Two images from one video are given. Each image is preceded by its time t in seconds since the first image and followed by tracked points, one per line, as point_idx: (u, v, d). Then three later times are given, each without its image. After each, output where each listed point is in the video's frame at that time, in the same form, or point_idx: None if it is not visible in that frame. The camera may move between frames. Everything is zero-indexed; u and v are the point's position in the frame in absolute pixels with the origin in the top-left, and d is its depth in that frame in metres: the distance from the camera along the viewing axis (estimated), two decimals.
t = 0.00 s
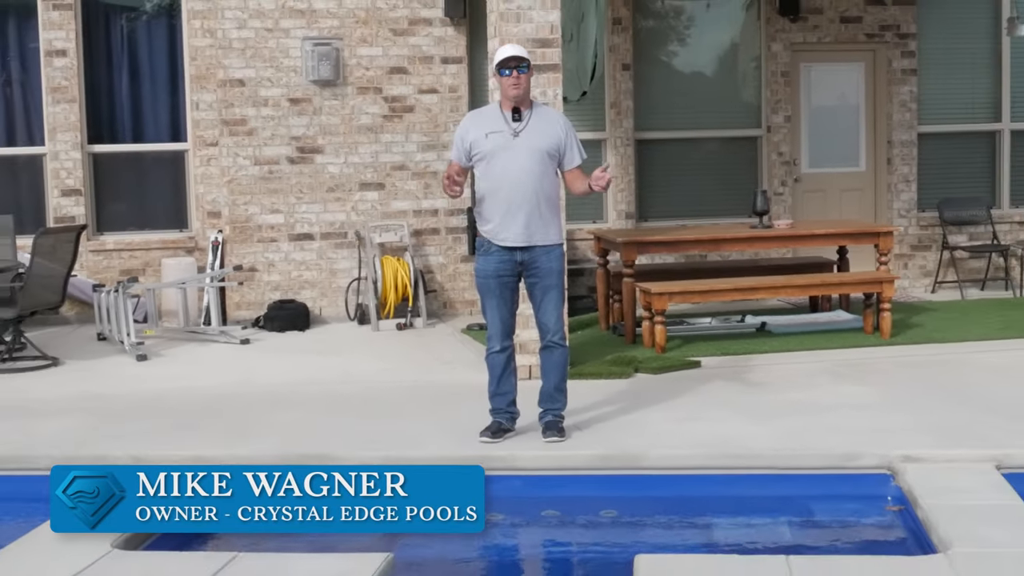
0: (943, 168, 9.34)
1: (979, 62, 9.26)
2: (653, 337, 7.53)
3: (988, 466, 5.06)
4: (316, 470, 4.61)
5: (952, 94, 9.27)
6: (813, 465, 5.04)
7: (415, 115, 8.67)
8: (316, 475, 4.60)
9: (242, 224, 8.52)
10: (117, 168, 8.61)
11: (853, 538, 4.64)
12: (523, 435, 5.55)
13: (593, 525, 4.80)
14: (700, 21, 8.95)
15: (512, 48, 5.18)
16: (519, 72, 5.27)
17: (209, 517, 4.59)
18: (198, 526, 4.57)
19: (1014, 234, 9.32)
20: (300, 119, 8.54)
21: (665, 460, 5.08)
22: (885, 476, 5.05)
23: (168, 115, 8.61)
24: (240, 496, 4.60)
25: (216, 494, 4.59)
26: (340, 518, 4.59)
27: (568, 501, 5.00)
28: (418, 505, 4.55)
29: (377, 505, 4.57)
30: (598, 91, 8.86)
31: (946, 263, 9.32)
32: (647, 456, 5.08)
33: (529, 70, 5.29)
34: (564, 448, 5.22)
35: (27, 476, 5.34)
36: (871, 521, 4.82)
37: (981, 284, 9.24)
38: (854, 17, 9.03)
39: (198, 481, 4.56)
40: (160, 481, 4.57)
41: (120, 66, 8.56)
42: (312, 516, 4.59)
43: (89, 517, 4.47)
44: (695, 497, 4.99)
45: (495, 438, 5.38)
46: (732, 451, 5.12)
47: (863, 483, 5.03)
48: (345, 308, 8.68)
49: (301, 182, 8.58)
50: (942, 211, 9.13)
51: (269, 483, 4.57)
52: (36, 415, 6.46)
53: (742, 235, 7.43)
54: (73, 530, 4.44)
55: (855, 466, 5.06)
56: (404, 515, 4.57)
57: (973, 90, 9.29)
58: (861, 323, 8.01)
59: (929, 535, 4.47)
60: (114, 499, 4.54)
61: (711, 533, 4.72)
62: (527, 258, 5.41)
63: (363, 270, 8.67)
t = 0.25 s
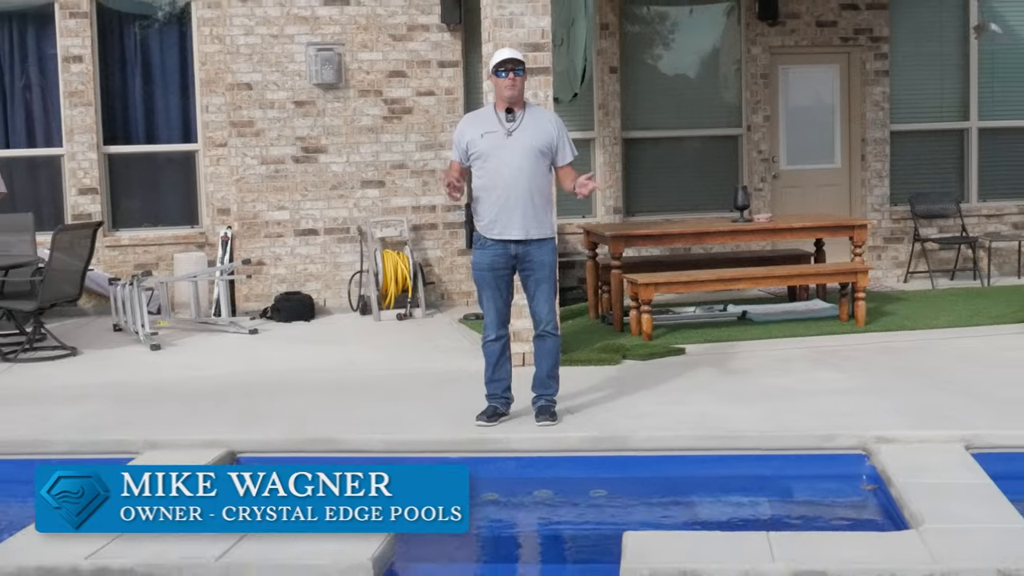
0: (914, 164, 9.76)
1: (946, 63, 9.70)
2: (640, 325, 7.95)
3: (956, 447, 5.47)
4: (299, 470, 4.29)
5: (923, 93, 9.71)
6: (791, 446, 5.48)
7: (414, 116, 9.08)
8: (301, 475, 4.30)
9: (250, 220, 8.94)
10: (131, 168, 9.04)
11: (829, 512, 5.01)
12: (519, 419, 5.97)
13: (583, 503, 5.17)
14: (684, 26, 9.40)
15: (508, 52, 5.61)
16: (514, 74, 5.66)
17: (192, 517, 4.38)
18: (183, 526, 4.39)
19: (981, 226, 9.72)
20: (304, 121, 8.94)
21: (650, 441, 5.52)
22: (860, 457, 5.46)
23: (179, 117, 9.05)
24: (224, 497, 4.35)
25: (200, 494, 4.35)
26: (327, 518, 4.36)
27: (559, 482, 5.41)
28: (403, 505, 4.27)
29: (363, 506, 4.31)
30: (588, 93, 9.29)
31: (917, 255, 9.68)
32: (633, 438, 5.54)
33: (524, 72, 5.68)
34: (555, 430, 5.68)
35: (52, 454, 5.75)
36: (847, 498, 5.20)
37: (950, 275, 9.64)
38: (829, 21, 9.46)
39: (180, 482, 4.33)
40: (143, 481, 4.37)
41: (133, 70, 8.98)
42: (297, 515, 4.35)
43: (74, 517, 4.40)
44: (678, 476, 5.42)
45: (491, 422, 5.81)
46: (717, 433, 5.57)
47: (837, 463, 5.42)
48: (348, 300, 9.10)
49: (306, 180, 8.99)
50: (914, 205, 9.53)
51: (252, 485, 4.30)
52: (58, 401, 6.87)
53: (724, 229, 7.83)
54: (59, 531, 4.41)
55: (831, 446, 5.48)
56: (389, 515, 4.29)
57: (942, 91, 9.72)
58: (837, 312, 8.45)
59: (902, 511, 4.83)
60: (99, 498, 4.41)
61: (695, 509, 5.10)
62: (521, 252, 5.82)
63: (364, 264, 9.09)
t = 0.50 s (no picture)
0: (887, 161, 10.27)
1: (918, 65, 10.23)
2: (627, 315, 8.40)
3: (928, 429, 5.85)
4: (267, 470, 4.29)
5: (896, 94, 10.22)
6: (771, 429, 5.87)
7: (412, 117, 9.54)
8: (268, 475, 4.29)
9: (258, 217, 9.40)
10: (143, 168, 9.47)
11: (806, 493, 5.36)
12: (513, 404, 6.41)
13: (575, 482, 5.56)
14: (669, 30, 9.86)
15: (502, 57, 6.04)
16: (508, 77, 6.07)
17: (160, 517, 4.37)
18: (151, 526, 4.38)
19: (951, 221, 10.30)
20: (308, 122, 9.40)
21: (638, 425, 5.91)
22: (836, 438, 5.85)
23: (189, 119, 9.47)
24: (192, 497, 4.33)
25: (168, 494, 4.35)
26: (294, 518, 4.34)
27: (550, 463, 5.83)
28: (371, 505, 4.27)
29: (331, 506, 4.31)
30: (578, 96, 9.76)
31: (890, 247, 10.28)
32: (622, 422, 5.92)
33: (517, 75, 6.09)
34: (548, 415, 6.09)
35: (74, 439, 6.16)
36: (824, 478, 5.59)
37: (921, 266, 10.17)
38: (806, 26, 9.93)
39: (148, 482, 4.31)
40: (111, 481, 4.34)
41: (146, 75, 9.41)
42: (266, 515, 4.35)
43: (42, 517, 4.39)
44: (665, 458, 5.83)
45: (486, 408, 6.24)
46: (698, 417, 5.94)
47: (815, 444, 5.83)
48: (350, 291, 9.57)
49: (310, 178, 9.45)
50: (887, 200, 10.07)
51: (221, 485, 4.29)
52: (78, 389, 7.28)
53: (706, 224, 8.26)
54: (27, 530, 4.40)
55: (809, 429, 5.86)
56: (357, 515, 4.30)
57: (914, 93, 10.24)
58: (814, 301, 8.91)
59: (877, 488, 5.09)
60: (66, 498, 4.39)
61: (678, 488, 5.48)
62: (514, 246, 6.25)
63: (366, 257, 9.56)
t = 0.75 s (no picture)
0: (864, 159, 10.88)
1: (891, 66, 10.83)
2: (615, 306, 8.83)
3: (901, 413, 6.27)
4: (206, 471, 4.66)
5: (872, 96, 10.83)
6: (753, 414, 6.29)
7: (411, 119, 10.02)
8: (206, 477, 4.68)
9: (265, 214, 9.88)
10: (155, 167, 9.98)
11: (785, 476, 5.78)
12: (507, 391, 6.84)
13: (567, 465, 6.00)
14: (654, 36, 10.47)
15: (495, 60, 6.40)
16: (502, 81, 6.48)
17: (99, 516, 4.74)
18: (89, 524, 4.74)
19: (923, 216, 10.87)
20: (312, 123, 9.88)
21: (626, 411, 6.34)
22: (814, 423, 6.28)
23: (199, 121, 9.99)
24: (130, 497, 4.72)
25: (106, 494, 4.72)
26: (230, 518, 4.70)
27: (543, 447, 6.28)
28: (309, 505, 4.68)
29: (270, 506, 4.69)
30: (568, 99, 10.34)
31: (865, 242, 10.85)
32: (611, 408, 6.36)
33: (510, 79, 6.49)
34: (540, 402, 6.51)
35: (92, 425, 6.61)
36: (803, 460, 6.02)
37: (896, 259, 10.73)
38: (785, 31, 10.49)
39: (88, 482, 4.68)
40: (51, 482, 4.71)
41: (158, 79, 9.93)
42: (202, 514, 4.72)
43: None
44: (653, 442, 6.28)
45: (481, 395, 6.67)
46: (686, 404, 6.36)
47: (793, 429, 6.26)
48: (353, 284, 10.07)
49: (314, 176, 9.93)
50: (863, 197, 10.65)
51: (159, 485, 4.67)
52: (96, 377, 7.71)
53: (691, 219, 8.68)
54: None
55: (789, 414, 6.28)
56: (295, 515, 4.70)
57: (888, 96, 10.85)
58: (793, 293, 9.39)
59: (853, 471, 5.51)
60: (6, 498, 4.74)
61: (664, 471, 5.91)
62: (508, 241, 6.68)
63: (367, 252, 10.03)
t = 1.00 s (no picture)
0: (840, 160, 11.83)
1: (870, 69, 11.78)
2: (606, 300, 9.26)
3: (878, 401, 6.67)
4: (72, 471, 5.02)
5: (847, 99, 11.77)
6: (737, 402, 6.70)
7: (410, 121, 10.79)
8: (75, 476, 5.02)
9: (270, 212, 10.65)
10: (167, 168, 10.77)
11: (768, 460, 6.18)
12: (502, 381, 7.26)
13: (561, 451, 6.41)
14: (642, 42, 11.40)
15: (491, 66, 6.84)
16: (497, 86, 6.87)
17: None
18: None
19: (899, 214, 11.82)
20: (315, 126, 10.64)
21: (616, 399, 6.76)
22: (795, 411, 6.68)
23: (208, 124, 10.79)
24: None
25: None
26: (95, 518, 5.01)
27: (537, 435, 6.69)
28: (173, 504, 4.98)
29: (134, 506, 4.98)
30: (561, 103, 11.23)
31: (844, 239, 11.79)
32: (600, 397, 6.78)
33: (505, 84, 6.90)
34: (534, 391, 6.93)
35: (106, 413, 7.03)
36: (785, 447, 6.42)
37: (872, 254, 11.70)
38: (767, 37, 11.44)
39: None
40: None
41: (168, 84, 10.70)
42: (66, 516, 5.01)
43: None
44: (641, 429, 6.69)
45: (478, 384, 7.10)
46: (672, 393, 6.77)
47: (777, 417, 6.66)
48: (354, 280, 10.84)
49: (317, 177, 10.70)
50: (841, 196, 11.57)
51: (22, 483, 5.03)
52: (109, 369, 8.09)
53: (677, 217, 9.10)
54: None
55: (770, 402, 6.70)
56: (156, 515, 4.97)
57: (862, 99, 11.80)
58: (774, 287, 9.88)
59: (834, 458, 5.84)
60: None
61: (652, 456, 6.32)
62: (503, 238, 7.09)
63: (368, 249, 10.80)
